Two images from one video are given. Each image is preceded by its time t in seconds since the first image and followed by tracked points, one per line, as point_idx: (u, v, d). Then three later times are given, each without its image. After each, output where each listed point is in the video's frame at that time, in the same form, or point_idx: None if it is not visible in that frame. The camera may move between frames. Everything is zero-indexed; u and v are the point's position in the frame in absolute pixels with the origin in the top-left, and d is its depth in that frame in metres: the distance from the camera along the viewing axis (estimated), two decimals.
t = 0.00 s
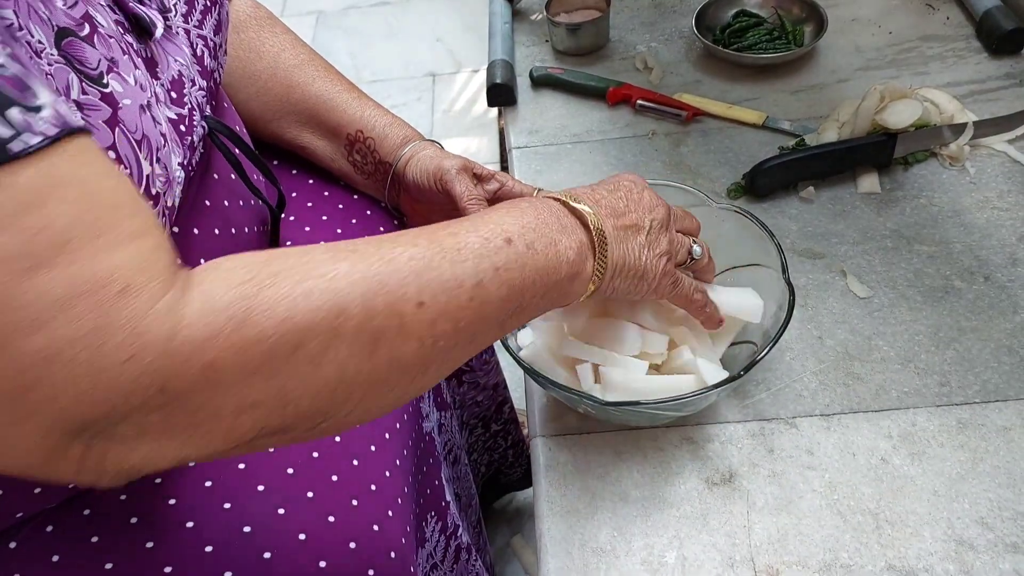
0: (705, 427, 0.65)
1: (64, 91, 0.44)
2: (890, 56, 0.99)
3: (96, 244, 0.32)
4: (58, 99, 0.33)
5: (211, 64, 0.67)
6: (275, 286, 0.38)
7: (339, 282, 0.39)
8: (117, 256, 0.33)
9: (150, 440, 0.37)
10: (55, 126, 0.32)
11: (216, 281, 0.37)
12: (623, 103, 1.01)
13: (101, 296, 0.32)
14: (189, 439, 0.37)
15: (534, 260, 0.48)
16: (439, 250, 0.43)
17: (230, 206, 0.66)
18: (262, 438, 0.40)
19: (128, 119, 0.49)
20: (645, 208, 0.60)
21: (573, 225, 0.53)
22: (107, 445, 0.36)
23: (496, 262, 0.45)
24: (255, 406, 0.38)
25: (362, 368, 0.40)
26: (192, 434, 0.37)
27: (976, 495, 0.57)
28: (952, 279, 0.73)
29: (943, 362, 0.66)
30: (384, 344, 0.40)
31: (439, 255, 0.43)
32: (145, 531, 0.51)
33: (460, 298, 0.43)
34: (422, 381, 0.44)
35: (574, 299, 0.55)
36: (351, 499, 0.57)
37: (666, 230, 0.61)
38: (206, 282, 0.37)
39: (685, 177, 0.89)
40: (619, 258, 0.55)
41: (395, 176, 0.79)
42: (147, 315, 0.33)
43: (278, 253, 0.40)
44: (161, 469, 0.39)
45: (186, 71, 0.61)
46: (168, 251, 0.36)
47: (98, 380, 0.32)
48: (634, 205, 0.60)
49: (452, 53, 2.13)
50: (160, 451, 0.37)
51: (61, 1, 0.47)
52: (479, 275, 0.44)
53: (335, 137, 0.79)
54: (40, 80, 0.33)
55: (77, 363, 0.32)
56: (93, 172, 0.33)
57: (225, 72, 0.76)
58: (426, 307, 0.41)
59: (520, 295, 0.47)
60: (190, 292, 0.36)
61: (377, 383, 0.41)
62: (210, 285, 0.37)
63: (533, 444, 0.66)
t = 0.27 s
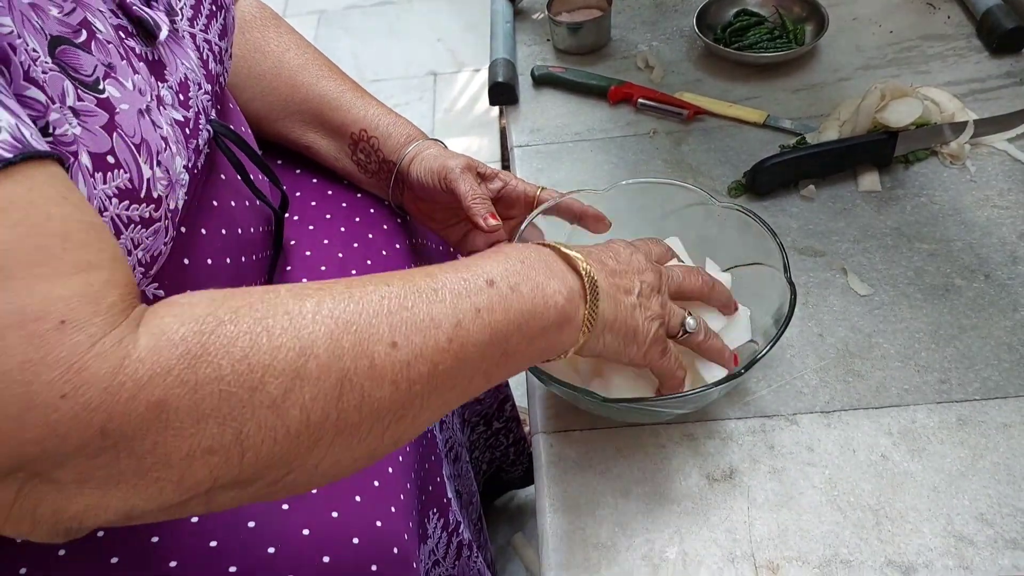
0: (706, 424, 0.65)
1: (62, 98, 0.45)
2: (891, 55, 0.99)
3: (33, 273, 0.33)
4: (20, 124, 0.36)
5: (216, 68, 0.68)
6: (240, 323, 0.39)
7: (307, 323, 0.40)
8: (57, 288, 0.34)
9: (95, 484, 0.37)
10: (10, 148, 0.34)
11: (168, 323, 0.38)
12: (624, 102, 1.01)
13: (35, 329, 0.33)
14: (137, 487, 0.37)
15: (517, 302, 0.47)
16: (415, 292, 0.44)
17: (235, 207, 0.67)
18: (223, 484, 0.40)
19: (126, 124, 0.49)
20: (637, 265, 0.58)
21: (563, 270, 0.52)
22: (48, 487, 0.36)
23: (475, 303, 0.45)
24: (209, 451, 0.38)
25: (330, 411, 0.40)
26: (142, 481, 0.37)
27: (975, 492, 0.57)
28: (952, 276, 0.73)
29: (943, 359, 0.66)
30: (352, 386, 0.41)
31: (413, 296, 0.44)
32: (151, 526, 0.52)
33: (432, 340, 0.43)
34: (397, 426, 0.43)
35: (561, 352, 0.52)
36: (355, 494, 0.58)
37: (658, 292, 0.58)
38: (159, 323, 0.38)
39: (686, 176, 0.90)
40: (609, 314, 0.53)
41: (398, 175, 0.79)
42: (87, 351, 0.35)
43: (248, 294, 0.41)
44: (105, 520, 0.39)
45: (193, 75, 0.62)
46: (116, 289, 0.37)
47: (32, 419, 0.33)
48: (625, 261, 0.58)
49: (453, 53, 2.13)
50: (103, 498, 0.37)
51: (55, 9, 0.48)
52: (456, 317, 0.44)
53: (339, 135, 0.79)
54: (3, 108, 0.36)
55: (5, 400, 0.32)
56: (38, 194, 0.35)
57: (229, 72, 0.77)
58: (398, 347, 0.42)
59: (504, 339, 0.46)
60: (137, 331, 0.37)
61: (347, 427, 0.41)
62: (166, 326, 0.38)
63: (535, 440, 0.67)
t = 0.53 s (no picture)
0: (706, 422, 0.66)
1: (90, 97, 0.46)
2: (889, 57, 1.00)
3: (101, 268, 0.35)
4: (69, 127, 0.37)
5: (226, 69, 0.68)
6: (295, 326, 0.42)
7: (356, 332, 0.43)
8: (124, 281, 0.36)
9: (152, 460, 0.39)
10: (65, 152, 0.35)
11: (230, 317, 0.41)
12: (625, 103, 1.02)
13: (110, 318, 0.35)
14: (188, 465, 0.40)
15: (548, 331, 0.49)
16: (458, 311, 0.46)
17: (246, 208, 0.68)
18: (263, 470, 0.42)
19: (150, 124, 0.50)
20: (660, 281, 0.58)
21: (588, 301, 0.53)
22: (109, 459, 0.39)
23: (510, 327, 0.47)
24: (256, 441, 0.40)
25: (368, 416, 0.43)
26: (193, 460, 0.40)
27: (972, 489, 0.58)
28: (950, 276, 0.74)
29: (940, 358, 0.67)
30: (391, 395, 0.43)
31: (454, 314, 0.46)
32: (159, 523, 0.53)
33: (468, 358, 0.45)
34: (426, 434, 0.46)
35: (585, 375, 0.54)
36: (359, 492, 0.58)
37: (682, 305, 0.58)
38: (223, 317, 0.40)
39: (687, 177, 0.91)
40: (633, 338, 0.54)
41: (402, 176, 0.80)
42: (157, 340, 0.37)
43: (303, 298, 0.44)
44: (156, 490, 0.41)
45: (205, 75, 0.62)
46: (176, 280, 0.39)
47: (105, 400, 0.35)
48: (649, 279, 0.57)
49: (454, 53, 2.14)
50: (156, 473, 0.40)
51: (83, 9, 0.49)
52: (493, 339, 0.46)
53: (343, 137, 0.80)
54: (52, 111, 0.37)
55: (81, 383, 0.35)
56: (99, 195, 0.36)
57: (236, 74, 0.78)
58: (437, 362, 0.44)
59: (534, 363, 0.48)
60: (201, 324, 0.39)
61: (381, 432, 0.44)
62: (227, 321, 0.40)
63: (537, 438, 0.67)
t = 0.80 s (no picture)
0: (706, 425, 0.66)
1: (94, 103, 0.46)
2: (890, 58, 1.00)
3: (81, 285, 0.36)
4: (65, 136, 0.38)
5: (228, 73, 0.68)
6: (270, 332, 0.41)
7: (337, 334, 0.42)
8: (103, 298, 0.36)
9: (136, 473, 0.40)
10: (58, 163, 0.36)
11: (202, 328, 0.40)
12: (626, 105, 1.02)
13: (80, 340, 0.36)
14: (173, 475, 0.41)
15: (557, 309, 0.48)
16: (454, 297, 0.45)
17: (248, 211, 0.68)
18: (252, 473, 0.43)
19: (153, 129, 0.50)
20: (694, 246, 0.57)
21: (615, 269, 0.51)
22: (96, 473, 0.40)
23: (513, 312, 0.46)
24: (236, 452, 0.41)
25: (355, 417, 0.43)
26: (178, 471, 0.41)
27: (973, 493, 0.58)
28: (950, 279, 0.74)
29: (941, 361, 0.67)
30: (377, 395, 0.43)
31: (452, 301, 0.45)
32: (163, 525, 0.53)
33: (460, 351, 0.44)
34: (423, 423, 0.46)
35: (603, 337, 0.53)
36: (361, 494, 0.59)
37: (706, 275, 0.59)
38: (196, 329, 0.40)
39: (687, 179, 0.91)
40: (651, 303, 0.54)
41: (403, 180, 0.80)
42: (126, 360, 0.37)
43: (284, 295, 0.43)
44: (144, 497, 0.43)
45: (207, 80, 0.62)
46: (157, 291, 0.39)
47: (77, 422, 0.36)
48: (686, 240, 0.57)
49: (454, 54, 2.14)
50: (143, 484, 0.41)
51: (86, 15, 0.49)
52: (491, 328, 0.45)
53: (344, 140, 0.80)
54: (48, 123, 0.37)
55: (51, 405, 0.35)
56: (87, 207, 0.37)
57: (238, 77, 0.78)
58: (426, 359, 0.43)
59: (539, 343, 0.48)
60: (174, 338, 0.39)
61: (371, 430, 0.44)
62: (201, 332, 0.40)
63: (539, 440, 0.67)
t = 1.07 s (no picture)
0: (711, 423, 0.66)
1: (93, 102, 0.46)
2: (894, 56, 1.00)
3: (63, 295, 0.35)
4: (51, 147, 0.37)
5: (232, 72, 0.68)
6: (251, 338, 0.41)
7: (316, 340, 0.42)
8: (87, 308, 0.36)
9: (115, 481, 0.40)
10: (39, 174, 0.36)
11: (185, 334, 0.40)
12: (628, 103, 1.02)
13: (66, 346, 0.35)
14: (154, 483, 0.40)
15: (519, 317, 0.49)
16: (419, 307, 0.46)
17: (251, 209, 0.67)
18: (232, 484, 0.42)
19: (152, 128, 0.50)
20: (645, 278, 0.57)
21: (566, 285, 0.53)
22: (74, 483, 0.39)
23: (477, 317, 0.47)
24: (219, 458, 0.40)
25: (334, 423, 0.43)
26: (159, 479, 0.40)
27: (978, 490, 0.58)
28: (955, 276, 0.73)
29: (945, 359, 0.67)
30: (354, 400, 0.43)
31: (418, 310, 0.46)
32: (166, 522, 0.53)
33: (432, 355, 0.45)
34: (395, 434, 0.46)
35: (559, 362, 0.54)
36: (365, 492, 0.58)
37: (665, 308, 0.57)
38: (179, 336, 0.40)
39: (691, 177, 0.90)
40: (605, 330, 0.54)
41: (407, 177, 0.80)
42: (112, 367, 0.37)
43: (258, 305, 0.43)
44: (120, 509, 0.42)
45: (210, 79, 0.62)
46: (141, 303, 0.39)
47: (63, 428, 0.35)
48: (632, 272, 0.57)
49: (455, 53, 2.14)
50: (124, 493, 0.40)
51: (85, 14, 0.49)
52: (457, 333, 0.46)
53: (348, 138, 0.80)
54: (32, 132, 0.37)
55: (36, 412, 0.35)
56: (69, 220, 0.36)
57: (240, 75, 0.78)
58: (400, 362, 0.44)
59: (504, 352, 0.49)
60: (159, 346, 0.39)
61: (350, 436, 0.44)
62: (184, 339, 0.40)
63: (543, 438, 0.67)
